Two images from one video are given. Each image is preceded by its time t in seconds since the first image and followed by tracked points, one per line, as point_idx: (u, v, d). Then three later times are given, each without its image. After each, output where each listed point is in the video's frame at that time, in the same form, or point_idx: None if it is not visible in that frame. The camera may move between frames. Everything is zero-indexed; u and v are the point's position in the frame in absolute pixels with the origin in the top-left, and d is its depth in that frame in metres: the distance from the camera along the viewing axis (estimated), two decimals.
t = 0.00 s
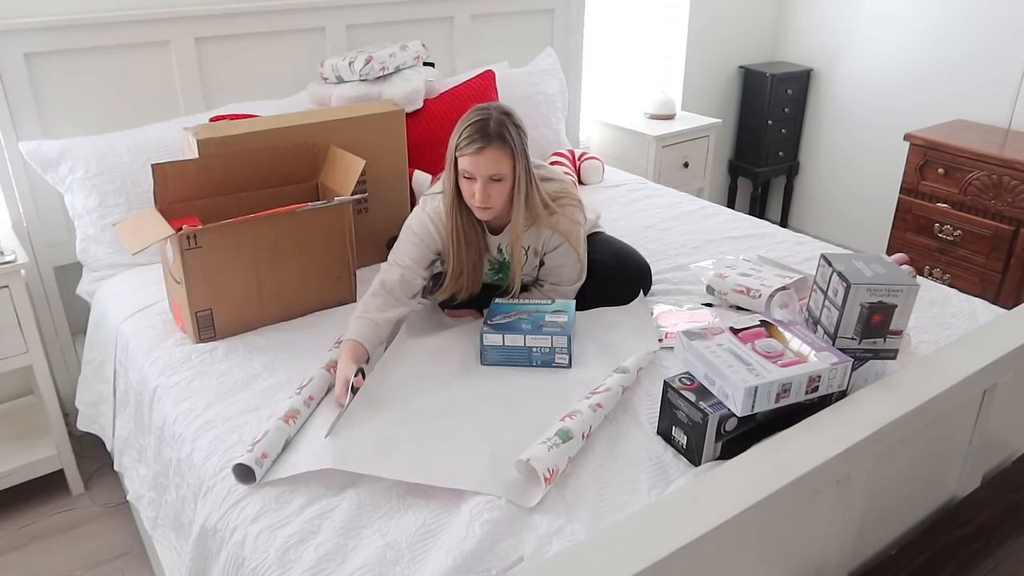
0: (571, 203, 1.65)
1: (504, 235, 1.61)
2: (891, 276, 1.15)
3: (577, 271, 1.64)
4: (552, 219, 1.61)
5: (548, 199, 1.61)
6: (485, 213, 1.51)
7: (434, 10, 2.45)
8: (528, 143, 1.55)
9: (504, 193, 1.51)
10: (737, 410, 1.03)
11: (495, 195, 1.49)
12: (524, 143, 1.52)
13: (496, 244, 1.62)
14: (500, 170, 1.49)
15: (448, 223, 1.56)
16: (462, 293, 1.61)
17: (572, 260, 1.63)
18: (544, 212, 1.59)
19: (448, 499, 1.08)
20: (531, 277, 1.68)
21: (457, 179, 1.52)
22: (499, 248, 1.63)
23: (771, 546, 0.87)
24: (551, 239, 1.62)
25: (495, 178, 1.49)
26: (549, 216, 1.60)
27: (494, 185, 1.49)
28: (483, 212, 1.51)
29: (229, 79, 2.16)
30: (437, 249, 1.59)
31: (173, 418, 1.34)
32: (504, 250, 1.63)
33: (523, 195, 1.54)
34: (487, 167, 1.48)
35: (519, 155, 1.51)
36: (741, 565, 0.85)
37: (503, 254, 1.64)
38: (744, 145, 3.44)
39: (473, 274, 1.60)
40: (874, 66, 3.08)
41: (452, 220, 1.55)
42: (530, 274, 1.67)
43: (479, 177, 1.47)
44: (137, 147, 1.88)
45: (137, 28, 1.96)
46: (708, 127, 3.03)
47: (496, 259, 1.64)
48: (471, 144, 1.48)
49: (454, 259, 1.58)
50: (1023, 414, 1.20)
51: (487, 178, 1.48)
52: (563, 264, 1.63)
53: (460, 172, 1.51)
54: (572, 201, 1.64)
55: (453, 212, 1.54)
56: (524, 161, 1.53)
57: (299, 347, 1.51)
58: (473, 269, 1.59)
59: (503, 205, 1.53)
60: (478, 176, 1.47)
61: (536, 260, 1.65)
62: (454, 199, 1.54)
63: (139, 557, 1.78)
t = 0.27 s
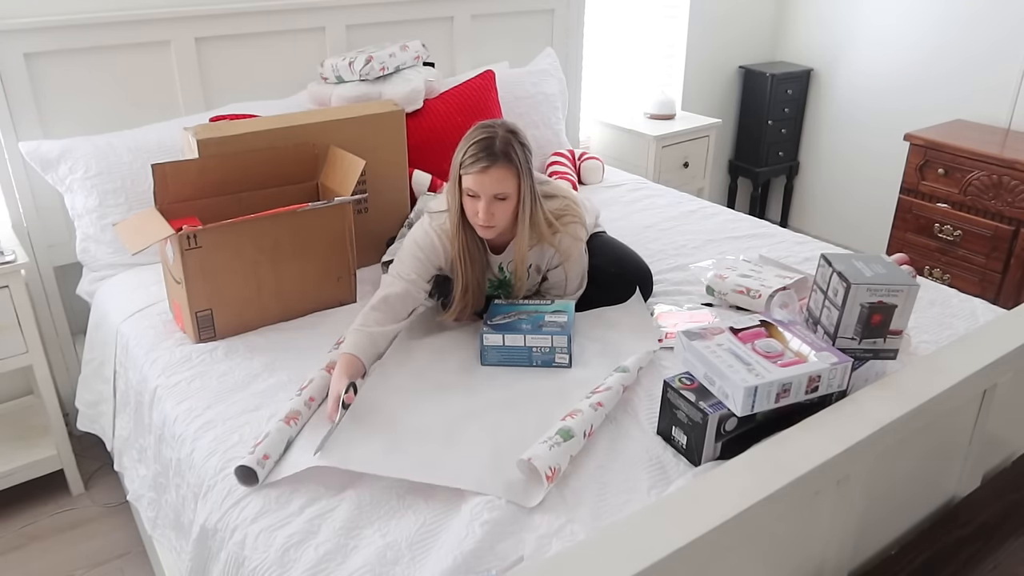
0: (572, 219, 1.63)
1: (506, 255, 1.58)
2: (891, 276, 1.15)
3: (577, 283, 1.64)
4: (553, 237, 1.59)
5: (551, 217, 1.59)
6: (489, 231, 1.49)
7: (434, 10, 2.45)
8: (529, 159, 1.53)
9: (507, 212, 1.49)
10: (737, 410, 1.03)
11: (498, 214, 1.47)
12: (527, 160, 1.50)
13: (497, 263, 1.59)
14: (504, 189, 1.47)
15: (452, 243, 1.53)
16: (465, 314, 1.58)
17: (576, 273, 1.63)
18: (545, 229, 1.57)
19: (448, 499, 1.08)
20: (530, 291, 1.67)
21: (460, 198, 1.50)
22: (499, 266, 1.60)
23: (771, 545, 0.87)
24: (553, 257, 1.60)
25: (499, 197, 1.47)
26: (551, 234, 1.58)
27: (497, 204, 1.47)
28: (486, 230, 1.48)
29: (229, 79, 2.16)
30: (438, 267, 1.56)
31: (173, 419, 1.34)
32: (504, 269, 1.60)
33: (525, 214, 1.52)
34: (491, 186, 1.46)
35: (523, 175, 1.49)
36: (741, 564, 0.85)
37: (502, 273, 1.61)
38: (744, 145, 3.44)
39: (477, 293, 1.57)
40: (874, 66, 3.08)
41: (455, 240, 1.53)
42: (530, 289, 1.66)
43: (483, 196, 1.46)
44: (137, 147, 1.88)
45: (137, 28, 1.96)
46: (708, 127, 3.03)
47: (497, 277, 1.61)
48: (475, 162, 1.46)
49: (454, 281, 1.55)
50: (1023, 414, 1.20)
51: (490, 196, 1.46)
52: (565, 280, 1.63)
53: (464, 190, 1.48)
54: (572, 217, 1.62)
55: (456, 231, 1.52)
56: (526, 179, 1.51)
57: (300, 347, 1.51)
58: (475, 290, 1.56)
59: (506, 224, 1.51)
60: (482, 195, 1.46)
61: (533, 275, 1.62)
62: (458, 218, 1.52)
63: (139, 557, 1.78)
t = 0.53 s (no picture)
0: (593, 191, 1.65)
1: (522, 213, 1.61)
2: (891, 276, 1.15)
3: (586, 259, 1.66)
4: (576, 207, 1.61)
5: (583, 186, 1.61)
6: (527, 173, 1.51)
7: (434, 10, 2.45)
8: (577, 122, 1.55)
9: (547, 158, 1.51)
10: (737, 410, 1.03)
11: (540, 158, 1.49)
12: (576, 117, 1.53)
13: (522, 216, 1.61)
14: (552, 134, 1.49)
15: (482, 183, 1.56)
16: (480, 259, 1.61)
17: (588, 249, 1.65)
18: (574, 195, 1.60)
19: (448, 499, 1.08)
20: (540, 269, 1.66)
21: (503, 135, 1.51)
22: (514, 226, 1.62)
23: (771, 546, 0.87)
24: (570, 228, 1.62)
25: (544, 141, 1.49)
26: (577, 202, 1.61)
27: (540, 148, 1.48)
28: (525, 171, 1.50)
29: (229, 79, 2.16)
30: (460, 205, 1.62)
31: (173, 418, 1.34)
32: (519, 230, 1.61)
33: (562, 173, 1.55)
34: (539, 127, 1.47)
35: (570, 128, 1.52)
36: (741, 565, 0.85)
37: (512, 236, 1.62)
38: (744, 145, 3.44)
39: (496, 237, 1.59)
40: (874, 65, 3.08)
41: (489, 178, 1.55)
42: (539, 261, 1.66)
43: (530, 137, 1.47)
44: (137, 147, 1.88)
45: (137, 28, 1.96)
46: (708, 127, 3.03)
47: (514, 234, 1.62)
48: (528, 100, 1.47)
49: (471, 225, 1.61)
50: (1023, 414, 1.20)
51: (535, 138, 1.47)
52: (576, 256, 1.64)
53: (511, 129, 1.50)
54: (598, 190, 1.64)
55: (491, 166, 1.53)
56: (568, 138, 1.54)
57: (299, 347, 1.51)
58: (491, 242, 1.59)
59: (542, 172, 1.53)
60: (530, 136, 1.47)
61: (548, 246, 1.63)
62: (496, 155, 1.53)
63: (139, 557, 1.78)
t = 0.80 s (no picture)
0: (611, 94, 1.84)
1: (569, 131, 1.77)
2: (892, 276, 1.15)
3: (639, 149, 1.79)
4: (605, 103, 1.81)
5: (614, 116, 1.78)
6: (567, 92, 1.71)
7: (434, 10, 2.45)
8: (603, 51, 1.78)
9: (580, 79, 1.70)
10: (738, 411, 1.03)
11: (576, 78, 1.70)
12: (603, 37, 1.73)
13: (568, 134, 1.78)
14: (585, 57, 1.68)
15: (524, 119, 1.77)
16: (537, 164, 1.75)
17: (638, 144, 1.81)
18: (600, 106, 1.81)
19: (448, 500, 1.08)
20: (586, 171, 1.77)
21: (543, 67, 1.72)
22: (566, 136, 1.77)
23: (772, 546, 0.87)
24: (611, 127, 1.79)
25: (577, 64, 1.68)
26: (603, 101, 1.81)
27: (573, 70, 1.68)
28: (562, 92, 1.71)
29: (229, 79, 2.16)
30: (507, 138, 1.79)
31: (173, 418, 1.34)
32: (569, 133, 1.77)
33: (597, 85, 1.74)
34: (572, 54, 1.67)
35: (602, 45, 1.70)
36: (741, 565, 0.85)
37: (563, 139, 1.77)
38: (743, 145, 3.44)
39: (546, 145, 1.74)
40: (874, 65, 3.09)
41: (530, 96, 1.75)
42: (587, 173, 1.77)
43: (565, 60, 1.67)
44: (137, 147, 1.88)
45: (138, 28, 1.96)
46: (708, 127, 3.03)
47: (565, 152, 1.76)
48: (558, 32, 1.67)
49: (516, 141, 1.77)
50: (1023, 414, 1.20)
51: (567, 63, 1.67)
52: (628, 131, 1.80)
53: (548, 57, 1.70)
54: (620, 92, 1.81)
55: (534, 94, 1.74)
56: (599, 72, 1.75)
57: (299, 347, 1.51)
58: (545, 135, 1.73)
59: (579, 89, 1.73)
60: (565, 60, 1.67)
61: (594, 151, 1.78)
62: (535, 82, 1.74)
63: (139, 558, 1.77)
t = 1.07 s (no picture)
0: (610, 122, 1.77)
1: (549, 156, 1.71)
2: (892, 276, 1.15)
3: (629, 201, 1.77)
4: (592, 130, 1.74)
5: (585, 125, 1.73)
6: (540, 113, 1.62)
7: (434, 10, 2.45)
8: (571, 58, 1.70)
9: (550, 95, 1.61)
10: (738, 411, 1.03)
11: (547, 95, 1.60)
12: (565, 46, 1.64)
13: (547, 159, 1.72)
14: (548, 69, 1.59)
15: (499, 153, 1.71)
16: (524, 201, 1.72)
17: (631, 187, 1.77)
18: (584, 130, 1.73)
19: (448, 500, 1.08)
20: (578, 213, 1.75)
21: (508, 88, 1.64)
22: (548, 167, 1.72)
23: (772, 545, 0.87)
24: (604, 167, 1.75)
25: (543, 79, 1.59)
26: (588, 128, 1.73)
27: (541, 87, 1.59)
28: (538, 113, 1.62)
29: (229, 79, 2.16)
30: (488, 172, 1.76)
31: (173, 418, 1.34)
32: (553, 166, 1.72)
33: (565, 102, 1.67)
34: (535, 70, 1.58)
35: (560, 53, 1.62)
36: (740, 565, 0.85)
37: (551, 176, 1.72)
38: (744, 145, 3.44)
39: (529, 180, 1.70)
40: (874, 65, 3.09)
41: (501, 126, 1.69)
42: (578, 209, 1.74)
43: (530, 78, 1.58)
44: (137, 147, 1.88)
45: (138, 28, 1.96)
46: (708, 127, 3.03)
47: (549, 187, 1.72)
48: (515, 51, 1.59)
49: (504, 177, 1.70)
50: None
51: (533, 81, 1.58)
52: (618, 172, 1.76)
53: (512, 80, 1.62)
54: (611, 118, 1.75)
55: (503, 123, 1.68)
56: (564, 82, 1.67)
57: (300, 347, 1.51)
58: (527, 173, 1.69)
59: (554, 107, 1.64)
60: (529, 78, 1.58)
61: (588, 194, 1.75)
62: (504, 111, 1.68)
63: (139, 558, 1.77)
